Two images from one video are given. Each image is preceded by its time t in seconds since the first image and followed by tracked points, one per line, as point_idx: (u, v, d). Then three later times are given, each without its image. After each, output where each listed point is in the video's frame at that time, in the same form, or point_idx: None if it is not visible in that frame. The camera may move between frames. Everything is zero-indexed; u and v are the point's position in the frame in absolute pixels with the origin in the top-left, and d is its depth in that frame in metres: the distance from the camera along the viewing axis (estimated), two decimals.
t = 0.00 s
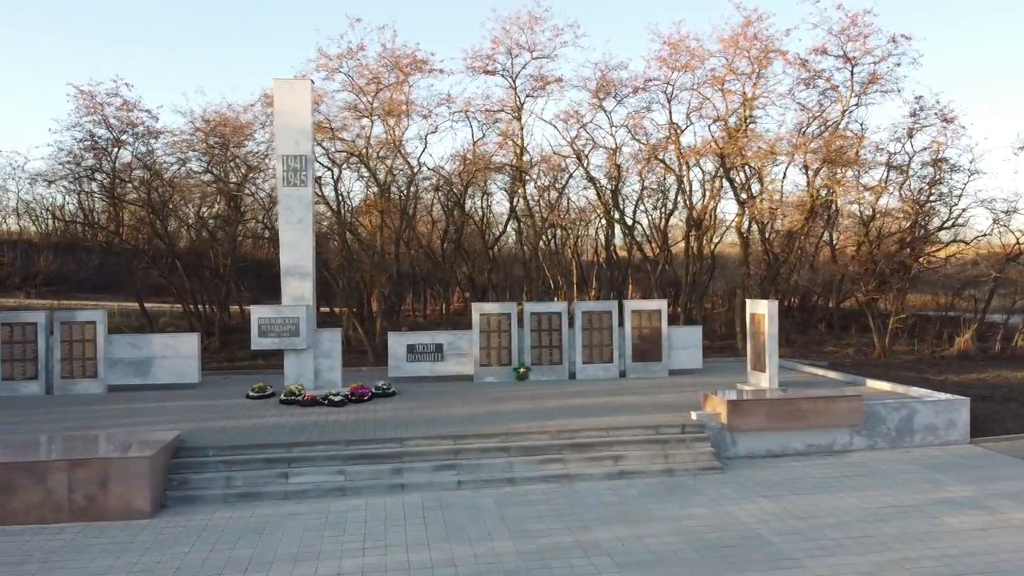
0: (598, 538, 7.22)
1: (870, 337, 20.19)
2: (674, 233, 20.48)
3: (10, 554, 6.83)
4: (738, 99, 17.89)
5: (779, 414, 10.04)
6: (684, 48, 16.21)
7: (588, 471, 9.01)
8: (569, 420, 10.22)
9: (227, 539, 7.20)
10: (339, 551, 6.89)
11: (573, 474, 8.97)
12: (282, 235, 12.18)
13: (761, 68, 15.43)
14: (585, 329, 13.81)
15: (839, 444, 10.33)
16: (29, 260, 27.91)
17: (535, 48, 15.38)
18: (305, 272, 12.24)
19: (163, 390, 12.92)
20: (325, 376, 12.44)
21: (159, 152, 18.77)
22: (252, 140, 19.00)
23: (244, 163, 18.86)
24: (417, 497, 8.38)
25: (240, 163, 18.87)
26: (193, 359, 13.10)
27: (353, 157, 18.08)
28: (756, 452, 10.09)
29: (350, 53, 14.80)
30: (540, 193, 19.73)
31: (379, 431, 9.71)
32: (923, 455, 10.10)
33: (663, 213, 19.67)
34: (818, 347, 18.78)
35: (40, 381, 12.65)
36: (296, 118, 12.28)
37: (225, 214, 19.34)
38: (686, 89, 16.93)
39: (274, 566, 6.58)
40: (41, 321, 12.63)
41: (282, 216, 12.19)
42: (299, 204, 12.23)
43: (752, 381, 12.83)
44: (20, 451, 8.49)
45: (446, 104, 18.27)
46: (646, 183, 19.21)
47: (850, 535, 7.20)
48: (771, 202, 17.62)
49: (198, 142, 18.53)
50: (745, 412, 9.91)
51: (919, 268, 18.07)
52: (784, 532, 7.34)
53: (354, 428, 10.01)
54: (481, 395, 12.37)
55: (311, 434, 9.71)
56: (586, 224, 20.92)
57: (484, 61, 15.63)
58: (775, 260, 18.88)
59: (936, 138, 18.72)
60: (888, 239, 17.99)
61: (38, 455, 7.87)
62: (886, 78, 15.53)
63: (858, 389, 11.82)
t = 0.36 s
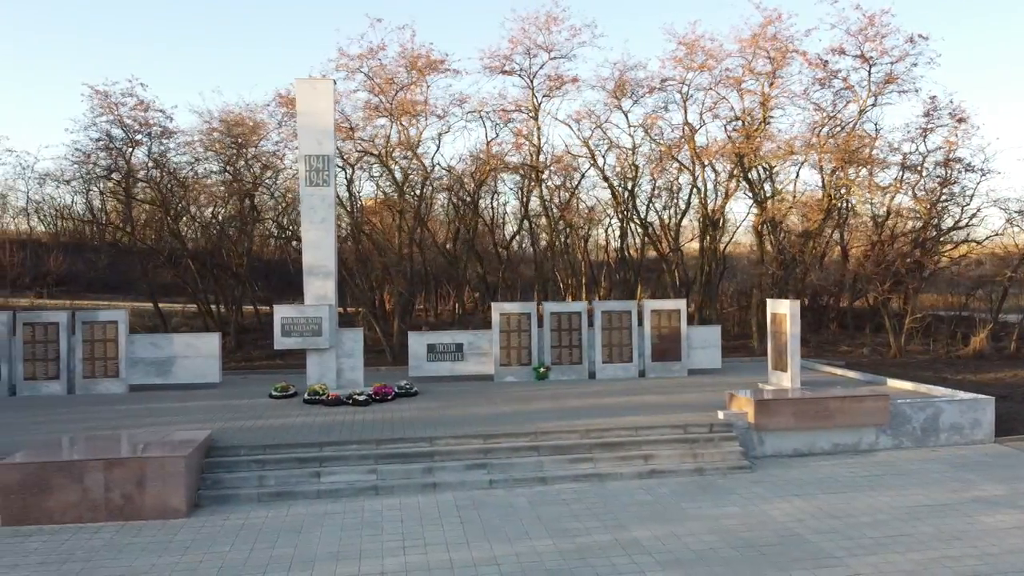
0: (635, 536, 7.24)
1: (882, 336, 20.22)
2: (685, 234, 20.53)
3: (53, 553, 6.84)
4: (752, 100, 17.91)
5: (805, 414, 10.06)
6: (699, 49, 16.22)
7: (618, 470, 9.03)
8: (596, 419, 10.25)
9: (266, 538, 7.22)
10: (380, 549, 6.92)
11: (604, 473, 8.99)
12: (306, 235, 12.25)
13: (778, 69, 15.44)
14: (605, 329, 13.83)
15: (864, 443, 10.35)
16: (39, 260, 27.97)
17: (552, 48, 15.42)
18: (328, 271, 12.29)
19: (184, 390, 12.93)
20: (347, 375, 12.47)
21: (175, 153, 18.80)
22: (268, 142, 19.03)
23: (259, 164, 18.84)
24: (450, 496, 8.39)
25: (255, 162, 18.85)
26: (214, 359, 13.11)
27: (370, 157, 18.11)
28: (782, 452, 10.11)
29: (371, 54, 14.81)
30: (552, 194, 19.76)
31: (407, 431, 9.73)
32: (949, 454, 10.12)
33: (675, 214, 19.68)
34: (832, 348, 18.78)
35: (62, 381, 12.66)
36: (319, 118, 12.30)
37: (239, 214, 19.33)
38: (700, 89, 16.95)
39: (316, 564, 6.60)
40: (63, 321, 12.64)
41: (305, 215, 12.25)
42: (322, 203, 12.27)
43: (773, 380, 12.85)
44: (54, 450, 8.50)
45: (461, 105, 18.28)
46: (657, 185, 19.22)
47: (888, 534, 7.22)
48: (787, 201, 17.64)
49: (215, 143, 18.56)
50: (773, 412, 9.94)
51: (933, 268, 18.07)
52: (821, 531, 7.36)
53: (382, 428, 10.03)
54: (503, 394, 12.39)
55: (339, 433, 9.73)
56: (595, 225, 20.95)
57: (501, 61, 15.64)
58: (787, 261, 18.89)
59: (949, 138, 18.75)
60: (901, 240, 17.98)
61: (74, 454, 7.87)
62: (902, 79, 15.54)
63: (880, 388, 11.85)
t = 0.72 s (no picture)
0: (677, 536, 7.25)
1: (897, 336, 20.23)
2: (699, 234, 20.56)
3: (98, 553, 6.85)
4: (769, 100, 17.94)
5: (835, 414, 10.08)
6: (717, 49, 16.25)
7: (652, 470, 9.03)
8: (626, 419, 10.25)
9: (308, 538, 7.22)
10: (424, 549, 6.92)
11: (638, 472, 8.99)
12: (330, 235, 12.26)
13: (796, 67, 15.45)
14: (626, 328, 13.83)
15: (893, 443, 10.35)
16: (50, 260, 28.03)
17: (570, 48, 15.47)
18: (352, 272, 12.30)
19: (207, 390, 12.92)
20: (372, 376, 12.46)
21: (191, 152, 18.86)
22: (284, 142, 19.10)
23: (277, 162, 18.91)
24: (486, 496, 8.39)
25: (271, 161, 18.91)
26: (237, 359, 13.10)
27: (386, 156, 18.12)
28: (812, 452, 10.11)
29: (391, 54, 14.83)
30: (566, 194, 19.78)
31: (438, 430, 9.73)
32: (978, 453, 10.13)
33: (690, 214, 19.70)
34: (848, 347, 18.78)
35: (86, 381, 12.67)
36: (344, 118, 12.30)
37: (255, 212, 19.40)
38: (718, 89, 16.98)
39: (362, 564, 6.59)
40: (86, 321, 12.65)
41: (329, 215, 12.26)
42: (347, 203, 12.27)
43: (796, 380, 12.85)
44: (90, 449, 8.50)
45: (477, 104, 18.30)
46: (672, 184, 19.26)
47: (929, 533, 7.22)
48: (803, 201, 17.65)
49: (232, 142, 18.62)
50: (803, 411, 9.95)
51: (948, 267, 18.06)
52: (861, 530, 7.37)
53: (412, 427, 10.03)
54: (528, 394, 12.39)
55: (370, 433, 9.74)
56: (608, 225, 20.99)
57: (519, 61, 15.65)
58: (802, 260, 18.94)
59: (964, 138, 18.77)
60: (918, 243, 17.99)
61: (113, 454, 7.88)
62: (920, 79, 15.57)
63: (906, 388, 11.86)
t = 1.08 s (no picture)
0: (721, 535, 7.25)
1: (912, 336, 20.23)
2: (713, 233, 20.56)
3: (143, 553, 6.85)
4: (786, 100, 17.97)
5: (865, 413, 10.09)
6: (736, 49, 16.27)
7: (687, 469, 9.04)
8: (657, 419, 10.26)
9: (351, 537, 7.22)
10: (470, 548, 6.92)
11: (673, 472, 9.00)
12: (355, 236, 12.29)
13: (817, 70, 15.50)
14: (648, 328, 13.85)
15: (924, 442, 10.35)
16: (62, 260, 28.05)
17: (591, 48, 15.48)
18: (376, 272, 12.34)
19: (231, 390, 12.91)
20: (397, 375, 12.46)
21: (209, 153, 18.94)
22: (301, 142, 19.12)
23: (295, 164, 18.98)
24: (523, 496, 8.39)
25: (288, 161, 18.96)
26: (261, 359, 13.08)
27: (403, 155, 18.14)
28: (843, 452, 10.12)
29: (412, 54, 14.83)
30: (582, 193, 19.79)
31: (470, 431, 9.72)
32: (1010, 453, 10.14)
33: (705, 213, 19.69)
34: (864, 347, 18.77)
35: (110, 381, 12.66)
36: (369, 118, 12.31)
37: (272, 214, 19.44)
38: (736, 89, 16.99)
39: (411, 563, 6.58)
40: (111, 321, 12.63)
41: (355, 216, 12.29)
42: (372, 203, 12.30)
43: (820, 380, 12.85)
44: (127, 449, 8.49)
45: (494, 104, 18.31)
46: (688, 183, 19.25)
47: (973, 533, 7.23)
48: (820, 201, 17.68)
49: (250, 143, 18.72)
50: (835, 411, 9.95)
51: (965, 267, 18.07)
52: (904, 530, 7.37)
53: (443, 427, 10.04)
54: (554, 394, 12.40)
55: (402, 433, 9.74)
56: (623, 225, 21.01)
57: (539, 61, 15.66)
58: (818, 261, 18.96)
59: (980, 138, 18.80)
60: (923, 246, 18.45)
61: (152, 454, 7.88)
62: (940, 79, 15.60)
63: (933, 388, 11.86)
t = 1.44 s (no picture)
0: (765, 535, 7.26)
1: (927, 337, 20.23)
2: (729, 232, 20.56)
3: (192, 553, 6.85)
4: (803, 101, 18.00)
5: (897, 413, 10.09)
6: (756, 49, 16.28)
7: (723, 469, 9.04)
8: (689, 419, 10.26)
9: (397, 537, 7.23)
10: (518, 547, 6.94)
11: (709, 472, 9.00)
12: (382, 235, 12.32)
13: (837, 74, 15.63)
14: (672, 328, 13.85)
15: (955, 443, 10.36)
16: (72, 260, 28.03)
17: (612, 48, 15.47)
18: (403, 271, 12.36)
19: (257, 390, 12.92)
20: (423, 375, 12.46)
21: (225, 155, 19.06)
22: (318, 143, 19.15)
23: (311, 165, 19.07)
24: (562, 496, 8.39)
25: (305, 161, 19.01)
26: (286, 359, 13.08)
27: (420, 155, 18.14)
28: (875, 452, 10.12)
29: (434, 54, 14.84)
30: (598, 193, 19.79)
31: (504, 431, 9.73)
32: None
33: (721, 213, 19.68)
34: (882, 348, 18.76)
35: (136, 381, 12.67)
36: (396, 118, 12.33)
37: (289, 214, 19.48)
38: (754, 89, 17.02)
39: (461, 563, 6.59)
40: (137, 321, 12.64)
41: (382, 216, 12.31)
42: (399, 203, 12.32)
43: (846, 380, 12.87)
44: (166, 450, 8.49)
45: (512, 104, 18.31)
46: (705, 183, 19.25)
47: (1017, 532, 7.24)
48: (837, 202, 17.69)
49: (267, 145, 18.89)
50: (867, 411, 9.96)
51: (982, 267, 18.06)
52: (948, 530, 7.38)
53: (476, 428, 10.04)
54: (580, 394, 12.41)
55: (436, 433, 9.75)
56: (638, 226, 20.96)
57: (560, 61, 15.67)
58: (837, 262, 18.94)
59: (998, 138, 18.81)
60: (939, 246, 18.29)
61: (194, 453, 7.88)
62: (959, 81, 15.67)
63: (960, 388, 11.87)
